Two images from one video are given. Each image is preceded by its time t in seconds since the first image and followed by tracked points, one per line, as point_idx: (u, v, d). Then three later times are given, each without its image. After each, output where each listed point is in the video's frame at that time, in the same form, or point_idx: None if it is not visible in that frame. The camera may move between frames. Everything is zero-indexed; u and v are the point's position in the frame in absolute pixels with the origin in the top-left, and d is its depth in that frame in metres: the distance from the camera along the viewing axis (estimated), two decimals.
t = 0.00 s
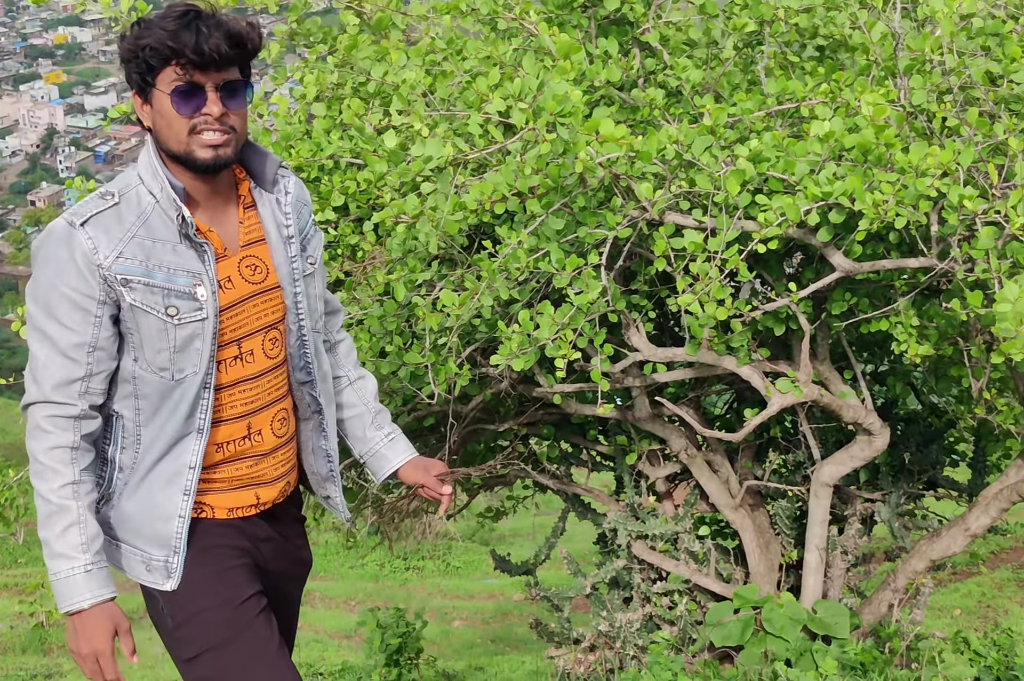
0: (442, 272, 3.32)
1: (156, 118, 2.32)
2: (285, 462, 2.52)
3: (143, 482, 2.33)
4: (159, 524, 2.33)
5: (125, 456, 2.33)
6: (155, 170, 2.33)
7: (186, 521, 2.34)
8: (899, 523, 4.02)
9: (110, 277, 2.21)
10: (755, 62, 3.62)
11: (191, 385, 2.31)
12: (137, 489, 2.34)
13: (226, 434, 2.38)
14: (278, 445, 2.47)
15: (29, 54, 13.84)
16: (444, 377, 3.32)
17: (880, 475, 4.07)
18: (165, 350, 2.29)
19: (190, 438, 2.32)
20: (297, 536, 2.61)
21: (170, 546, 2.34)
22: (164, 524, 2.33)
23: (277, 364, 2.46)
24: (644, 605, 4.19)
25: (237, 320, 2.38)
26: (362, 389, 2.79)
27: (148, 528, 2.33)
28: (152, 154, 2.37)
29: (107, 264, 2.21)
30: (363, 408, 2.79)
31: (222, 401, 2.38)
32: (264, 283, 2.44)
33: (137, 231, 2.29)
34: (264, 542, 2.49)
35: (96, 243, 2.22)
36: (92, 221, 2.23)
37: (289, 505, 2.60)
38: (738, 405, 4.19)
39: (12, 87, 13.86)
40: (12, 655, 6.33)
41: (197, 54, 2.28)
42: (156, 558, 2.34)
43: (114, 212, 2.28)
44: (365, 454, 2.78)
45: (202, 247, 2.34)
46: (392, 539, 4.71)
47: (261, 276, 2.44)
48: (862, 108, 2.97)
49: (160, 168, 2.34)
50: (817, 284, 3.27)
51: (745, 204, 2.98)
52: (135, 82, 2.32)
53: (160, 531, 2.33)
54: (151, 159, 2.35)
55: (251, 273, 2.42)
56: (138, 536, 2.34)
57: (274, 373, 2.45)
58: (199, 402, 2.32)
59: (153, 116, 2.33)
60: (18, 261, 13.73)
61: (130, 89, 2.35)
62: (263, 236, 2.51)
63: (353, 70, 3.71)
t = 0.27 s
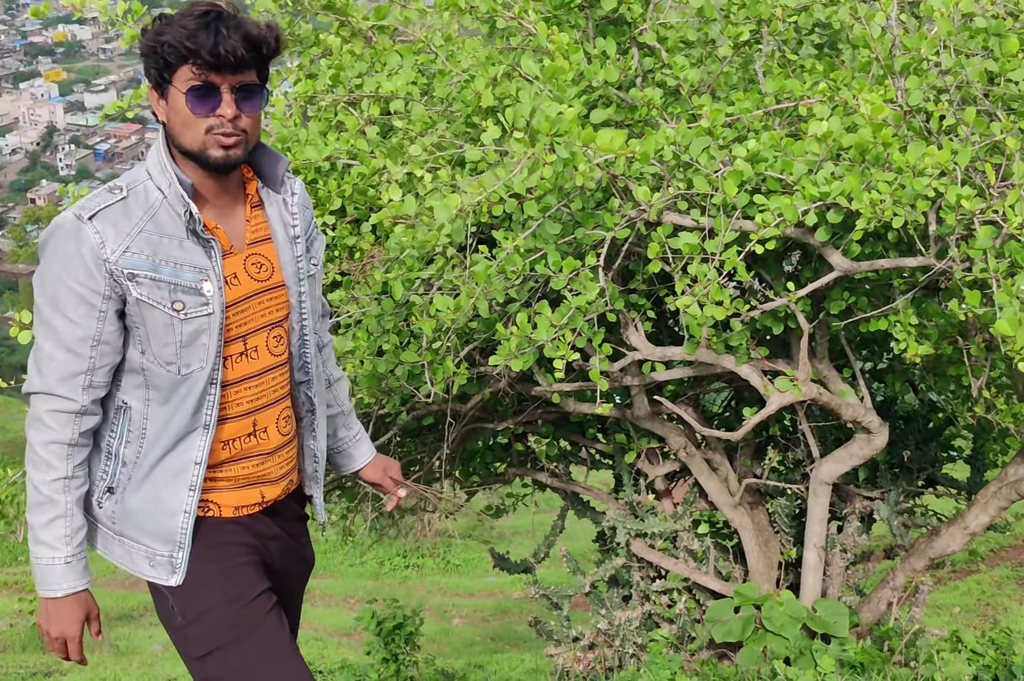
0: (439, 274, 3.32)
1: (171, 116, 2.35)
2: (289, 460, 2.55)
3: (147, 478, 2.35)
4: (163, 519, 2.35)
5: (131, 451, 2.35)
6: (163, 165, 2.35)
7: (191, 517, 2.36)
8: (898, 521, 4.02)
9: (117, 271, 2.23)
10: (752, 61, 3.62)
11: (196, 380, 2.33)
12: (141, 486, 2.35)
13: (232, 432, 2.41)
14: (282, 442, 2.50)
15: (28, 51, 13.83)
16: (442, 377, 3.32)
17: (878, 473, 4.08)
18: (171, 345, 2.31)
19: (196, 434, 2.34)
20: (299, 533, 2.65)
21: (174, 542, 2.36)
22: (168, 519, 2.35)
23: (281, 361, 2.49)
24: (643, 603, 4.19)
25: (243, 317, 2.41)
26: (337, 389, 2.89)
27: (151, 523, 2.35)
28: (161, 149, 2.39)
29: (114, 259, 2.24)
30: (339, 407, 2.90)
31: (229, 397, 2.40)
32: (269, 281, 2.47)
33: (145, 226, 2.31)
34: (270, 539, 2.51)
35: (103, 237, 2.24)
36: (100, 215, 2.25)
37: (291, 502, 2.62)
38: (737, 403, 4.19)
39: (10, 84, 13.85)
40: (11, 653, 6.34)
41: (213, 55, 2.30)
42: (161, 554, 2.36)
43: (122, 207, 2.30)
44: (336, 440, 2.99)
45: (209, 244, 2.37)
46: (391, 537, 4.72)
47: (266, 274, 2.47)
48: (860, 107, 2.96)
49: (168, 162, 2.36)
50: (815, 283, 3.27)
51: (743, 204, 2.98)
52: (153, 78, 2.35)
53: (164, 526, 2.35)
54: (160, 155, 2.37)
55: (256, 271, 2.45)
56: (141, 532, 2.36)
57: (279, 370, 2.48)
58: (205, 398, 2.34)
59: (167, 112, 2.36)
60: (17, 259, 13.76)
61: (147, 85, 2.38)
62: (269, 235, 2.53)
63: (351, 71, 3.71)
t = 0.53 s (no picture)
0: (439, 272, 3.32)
1: (214, 129, 2.31)
2: (294, 454, 2.56)
3: (154, 468, 2.34)
4: (171, 509, 2.33)
5: (137, 442, 2.34)
6: (168, 156, 2.36)
7: (200, 505, 2.35)
8: (897, 520, 4.03)
9: (125, 256, 2.24)
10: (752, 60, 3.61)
11: (203, 367, 2.33)
12: (148, 476, 2.35)
13: (234, 422, 2.41)
14: (286, 435, 2.51)
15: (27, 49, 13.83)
16: (442, 376, 3.31)
17: (878, 471, 4.08)
18: (178, 332, 2.32)
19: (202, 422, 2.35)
20: (304, 527, 2.65)
21: (184, 532, 2.34)
22: (176, 508, 2.33)
23: (284, 353, 2.50)
24: (642, 602, 4.19)
25: (248, 307, 2.41)
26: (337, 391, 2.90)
27: (159, 513, 2.33)
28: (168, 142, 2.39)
29: (123, 245, 2.25)
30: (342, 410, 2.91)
31: (233, 388, 2.41)
32: (272, 273, 2.49)
33: (152, 215, 2.32)
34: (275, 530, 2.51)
35: (111, 224, 2.25)
36: (108, 204, 2.26)
37: (294, 495, 2.62)
38: (736, 402, 4.19)
39: (10, 82, 13.86)
40: (10, 652, 6.35)
41: (278, 88, 2.30)
42: (170, 544, 2.34)
43: (130, 196, 2.31)
44: (337, 451, 2.94)
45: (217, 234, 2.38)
46: (391, 536, 4.71)
47: (270, 266, 2.49)
48: (860, 106, 2.96)
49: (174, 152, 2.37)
50: (816, 281, 3.26)
51: (743, 202, 2.98)
52: (199, 86, 2.28)
53: (172, 516, 2.33)
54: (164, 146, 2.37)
55: (260, 263, 2.46)
56: (148, 522, 2.34)
57: (282, 362, 2.49)
58: (212, 385, 2.35)
59: (208, 123, 2.31)
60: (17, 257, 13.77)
61: (181, 86, 2.29)
62: (272, 229, 2.55)
63: (350, 70, 3.70)
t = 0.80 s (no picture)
0: (445, 269, 3.32)
1: (274, 149, 2.24)
2: (309, 455, 2.56)
3: (181, 478, 2.34)
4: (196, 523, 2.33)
5: (165, 451, 2.33)
6: (214, 167, 2.31)
7: (223, 517, 2.35)
8: (902, 518, 4.03)
9: (169, 270, 2.21)
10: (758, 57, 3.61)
11: (238, 383, 2.32)
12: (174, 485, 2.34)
13: (260, 432, 2.40)
14: (303, 440, 2.51)
15: (31, 48, 13.85)
16: (448, 373, 3.31)
17: (884, 469, 4.07)
18: (216, 346, 2.30)
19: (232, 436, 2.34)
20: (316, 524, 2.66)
21: (204, 542, 2.34)
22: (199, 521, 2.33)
23: (307, 362, 2.49)
24: (647, 599, 4.19)
25: (281, 319, 2.40)
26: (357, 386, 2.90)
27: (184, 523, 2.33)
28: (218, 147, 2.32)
29: (169, 259, 2.22)
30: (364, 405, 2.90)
31: (263, 399, 2.40)
32: (303, 284, 2.47)
33: (197, 228, 2.29)
34: (294, 529, 2.52)
35: (155, 235, 2.21)
36: (152, 213, 2.22)
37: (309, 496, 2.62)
38: (741, 399, 4.19)
39: (14, 80, 13.87)
40: (14, 649, 6.37)
41: (345, 115, 2.24)
42: (189, 552, 2.34)
43: (174, 207, 2.27)
44: (355, 450, 2.93)
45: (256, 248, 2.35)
46: (395, 533, 4.72)
47: (302, 277, 2.48)
48: (867, 103, 2.95)
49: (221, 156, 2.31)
50: (822, 278, 3.26)
51: (750, 199, 2.98)
52: (266, 106, 2.19)
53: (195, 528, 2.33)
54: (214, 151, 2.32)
55: (293, 274, 2.45)
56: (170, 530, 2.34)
57: (305, 372, 2.48)
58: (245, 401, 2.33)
59: (267, 143, 2.24)
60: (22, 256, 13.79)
61: (245, 103, 2.20)
62: (303, 238, 2.53)
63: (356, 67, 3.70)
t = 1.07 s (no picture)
0: (439, 265, 3.32)
1: (336, 185, 2.15)
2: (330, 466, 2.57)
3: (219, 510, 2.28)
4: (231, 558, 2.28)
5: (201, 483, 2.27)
6: (280, 202, 2.22)
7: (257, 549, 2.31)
8: (897, 514, 4.03)
9: (240, 313, 2.14)
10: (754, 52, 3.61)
11: (287, 421, 2.29)
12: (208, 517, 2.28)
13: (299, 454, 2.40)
14: (328, 457, 2.52)
15: (28, 43, 13.85)
16: (442, 369, 3.31)
17: (878, 465, 4.08)
18: (272, 386, 2.24)
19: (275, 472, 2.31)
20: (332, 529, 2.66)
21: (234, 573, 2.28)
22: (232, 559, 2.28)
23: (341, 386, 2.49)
24: (641, 595, 4.20)
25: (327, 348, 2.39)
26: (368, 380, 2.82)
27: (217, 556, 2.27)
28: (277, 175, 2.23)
29: (241, 303, 2.14)
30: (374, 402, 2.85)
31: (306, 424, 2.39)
32: (346, 311, 2.47)
33: (264, 268, 2.20)
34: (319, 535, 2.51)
35: (227, 277, 2.11)
36: (223, 255, 2.12)
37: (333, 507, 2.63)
38: (736, 395, 4.19)
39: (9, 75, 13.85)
40: (9, 644, 6.38)
41: (412, 156, 2.13)
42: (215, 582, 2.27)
43: (244, 248, 2.17)
44: (371, 438, 2.91)
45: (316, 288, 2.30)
46: (391, 529, 4.72)
47: (345, 305, 2.47)
48: (861, 99, 2.95)
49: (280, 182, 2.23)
50: (816, 274, 3.26)
51: (743, 195, 2.98)
52: (330, 143, 2.09)
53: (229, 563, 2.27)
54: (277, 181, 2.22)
55: (339, 303, 2.43)
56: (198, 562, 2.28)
57: (338, 396, 2.48)
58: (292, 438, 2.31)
59: (330, 179, 2.15)
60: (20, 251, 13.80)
61: (308, 138, 2.10)
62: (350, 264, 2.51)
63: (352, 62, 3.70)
